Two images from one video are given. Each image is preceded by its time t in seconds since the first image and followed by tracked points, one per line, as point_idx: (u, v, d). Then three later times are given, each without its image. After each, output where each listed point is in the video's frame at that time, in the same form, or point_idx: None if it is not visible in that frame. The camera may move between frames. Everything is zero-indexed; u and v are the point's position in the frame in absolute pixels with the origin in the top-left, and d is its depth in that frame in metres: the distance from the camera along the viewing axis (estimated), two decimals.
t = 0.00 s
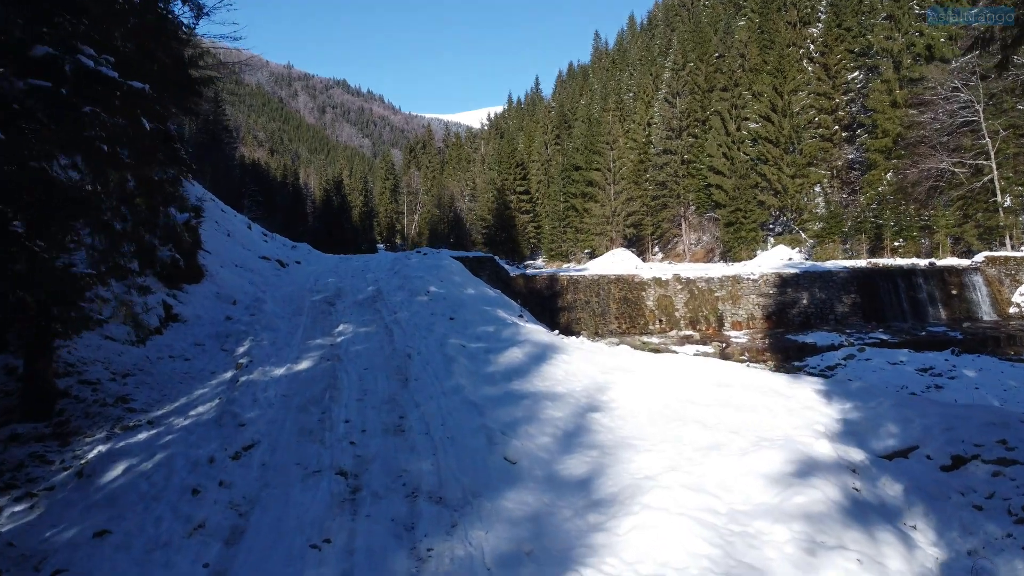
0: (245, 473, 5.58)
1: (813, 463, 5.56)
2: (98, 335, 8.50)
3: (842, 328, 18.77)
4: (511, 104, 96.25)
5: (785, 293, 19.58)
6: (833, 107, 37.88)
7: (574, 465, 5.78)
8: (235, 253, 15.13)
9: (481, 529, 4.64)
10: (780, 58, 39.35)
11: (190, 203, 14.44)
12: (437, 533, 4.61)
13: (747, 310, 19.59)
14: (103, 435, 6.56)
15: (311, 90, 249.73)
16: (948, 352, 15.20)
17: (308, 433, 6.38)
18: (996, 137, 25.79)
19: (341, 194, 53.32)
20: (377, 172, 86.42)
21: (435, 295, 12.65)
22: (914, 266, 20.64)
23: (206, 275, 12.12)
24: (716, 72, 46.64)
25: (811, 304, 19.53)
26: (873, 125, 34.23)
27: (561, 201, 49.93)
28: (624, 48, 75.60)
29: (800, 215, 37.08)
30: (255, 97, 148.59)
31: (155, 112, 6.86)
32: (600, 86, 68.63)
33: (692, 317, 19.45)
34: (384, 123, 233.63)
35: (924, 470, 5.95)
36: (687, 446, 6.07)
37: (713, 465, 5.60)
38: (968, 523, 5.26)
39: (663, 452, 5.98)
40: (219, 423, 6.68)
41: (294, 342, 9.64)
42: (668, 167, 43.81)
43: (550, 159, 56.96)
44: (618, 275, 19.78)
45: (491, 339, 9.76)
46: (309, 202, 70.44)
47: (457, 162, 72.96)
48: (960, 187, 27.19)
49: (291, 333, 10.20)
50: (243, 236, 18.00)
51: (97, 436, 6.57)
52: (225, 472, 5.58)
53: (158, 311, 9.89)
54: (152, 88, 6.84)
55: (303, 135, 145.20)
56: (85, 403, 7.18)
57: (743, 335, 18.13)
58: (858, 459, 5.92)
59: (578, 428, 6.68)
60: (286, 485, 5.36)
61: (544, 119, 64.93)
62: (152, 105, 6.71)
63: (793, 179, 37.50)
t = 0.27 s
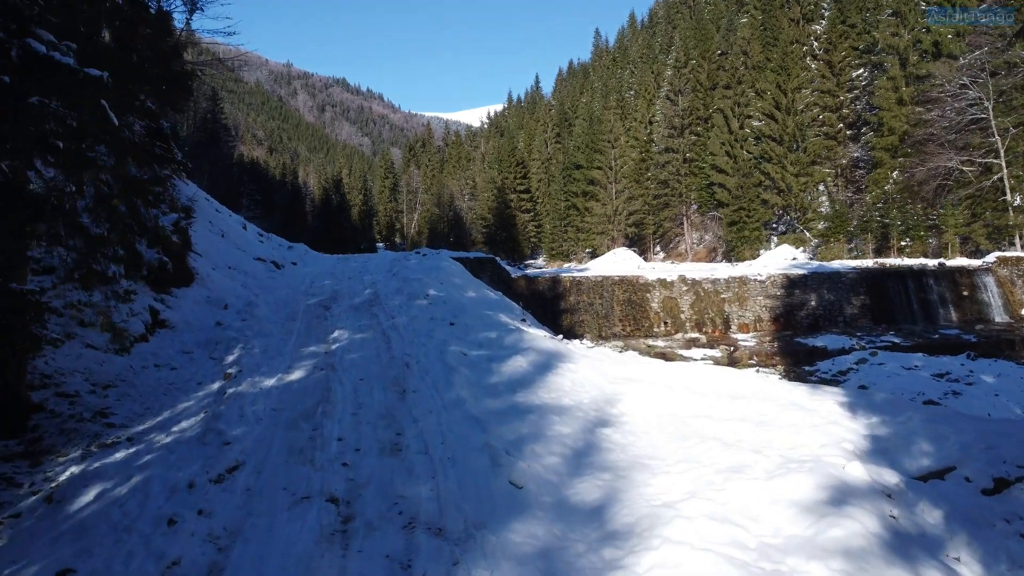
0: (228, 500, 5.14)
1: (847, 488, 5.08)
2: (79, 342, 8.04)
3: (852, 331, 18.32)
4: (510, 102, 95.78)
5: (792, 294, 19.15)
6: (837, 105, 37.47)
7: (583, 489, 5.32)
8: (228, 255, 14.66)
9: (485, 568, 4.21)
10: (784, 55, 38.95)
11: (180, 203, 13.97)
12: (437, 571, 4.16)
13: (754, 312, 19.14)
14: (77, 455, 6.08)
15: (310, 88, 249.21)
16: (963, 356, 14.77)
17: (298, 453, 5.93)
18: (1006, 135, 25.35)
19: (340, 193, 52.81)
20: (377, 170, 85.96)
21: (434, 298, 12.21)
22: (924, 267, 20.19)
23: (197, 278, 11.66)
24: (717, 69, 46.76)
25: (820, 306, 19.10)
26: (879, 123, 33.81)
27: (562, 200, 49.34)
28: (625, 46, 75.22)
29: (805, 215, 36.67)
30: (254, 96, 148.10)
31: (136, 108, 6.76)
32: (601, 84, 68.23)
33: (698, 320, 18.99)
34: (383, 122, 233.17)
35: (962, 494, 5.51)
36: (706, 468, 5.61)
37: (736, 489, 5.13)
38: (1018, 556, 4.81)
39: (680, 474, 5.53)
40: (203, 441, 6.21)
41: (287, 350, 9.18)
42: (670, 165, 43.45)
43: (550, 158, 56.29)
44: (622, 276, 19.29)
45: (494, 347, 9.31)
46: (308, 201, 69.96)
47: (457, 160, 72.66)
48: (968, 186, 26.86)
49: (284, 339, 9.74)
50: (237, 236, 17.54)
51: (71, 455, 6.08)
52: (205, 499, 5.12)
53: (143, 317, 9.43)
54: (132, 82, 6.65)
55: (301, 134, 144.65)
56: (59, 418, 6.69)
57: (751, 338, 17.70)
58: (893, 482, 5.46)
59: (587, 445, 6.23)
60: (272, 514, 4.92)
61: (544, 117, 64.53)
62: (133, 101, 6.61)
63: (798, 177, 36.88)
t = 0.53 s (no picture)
0: (205, 534, 4.67)
1: (887, 518, 4.62)
2: (59, 351, 7.57)
3: (862, 334, 17.86)
4: (510, 101, 95.27)
5: (801, 296, 18.70)
6: (841, 103, 37.00)
7: (596, 520, 4.86)
8: (219, 257, 14.16)
9: None
10: (788, 53, 38.57)
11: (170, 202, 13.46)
12: None
13: (762, 315, 18.67)
14: (46, 477, 5.60)
15: (309, 87, 248.69)
16: (980, 361, 14.31)
17: (284, 477, 5.46)
18: (1016, 133, 24.88)
19: (339, 192, 52.32)
20: (376, 169, 85.45)
21: (433, 302, 11.74)
22: (935, 268, 19.71)
23: (186, 282, 11.16)
24: (720, 67, 46.34)
25: (828, 309, 18.64)
26: (884, 121, 33.36)
27: (562, 199, 48.70)
28: (625, 45, 74.78)
29: (809, 214, 36.22)
30: (252, 95, 147.60)
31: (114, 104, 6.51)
32: (601, 82, 67.79)
33: (704, 322, 18.52)
34: (382, 121, 232.68)
35: (1009, 523, 5.05)
36: (729, 494, 5.14)
37: (764, 521, 4.67)
38: None
39: (700, 502, 5.07)
40: (182, 463, 5.74)
41: (278, 359, 8.69)
42: (672, 164, 42.99)
43: (550, 157, 55.78)
44: (626, 278, 18.81)
45: (496, 355, 8.84)
46: (307, 200, 69.45)
47: (457, 159, 72.23)
48: (977, 185, 26.39)
49: (275, 348, 9.25)
50: (231, 238, 17.08)
51: (40, 479, 5.60)
52: (180, 532, 4.66)
53: (127, 325, 8.97)
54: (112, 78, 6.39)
55: (300, 133, 144.06)
56: (30, 435, 6.22)
57: (759, 341, 17.24)
58: (934, 510, 4.99)
59: (598, 466, 5.76)
60: (253, 550, 4.46)
61: (544, 116, 64.10)
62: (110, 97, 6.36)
63: (802, 176, 36.52)
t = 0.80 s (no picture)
0: (175, 574, 4.21)
1: (935, 557, 4.15)
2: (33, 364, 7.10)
3: (872, 338, 17.39)
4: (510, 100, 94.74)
5: (809, 299, 18.22)
6: (846, 101, 36.40)
7: (610, 557, 4.39)
8: (211, 259, 13.71)
9: None
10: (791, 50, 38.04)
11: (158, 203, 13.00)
12: None
13: (770, 318, 18.21)
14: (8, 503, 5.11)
15: (309, 87, 248.18)
16: (996, 366, 13.84)
17: (267, 507, 4.99)
18: None
19: (338, 191, 51.80)
20: (375, 168, 84.93)
21: (432, 307, 11.27)
22: (946, 270, 19.27)
23: (174, 286, 10.69)
24: (722, 65, 45.85)
25: (838, 311, 18.17)
26: (891, 119, 32.92)
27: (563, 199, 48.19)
28: (626, 43, 74.34)
29: (813, 214, 35.76)
30: (252, 94, 147.18)
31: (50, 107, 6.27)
32: (602, 81, 67.34)
33: (710, 326, 18.04)
34: (382, 120, 232.25)
35: None
36: (755, 527, 4.67)
37: (797, 560, 4.20)
38: None
39: (725, 536, 4.60)
40: (158, 490, 5.27)
41: (267, 370, 8.22)
42: (674, 164, 42.44)
43: (550, 156, 55.31)
44: (630, 280, 18.32)
45: (497, 366, 8.38)
46: (305, 200, 68.95)
47: (456, 158, 71.71)
48: (986, 184, 25.62)
49: (265, 358, 8.77)
50: (224, 239, 16.60)
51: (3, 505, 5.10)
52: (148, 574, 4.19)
53: (109, 333, 8.50)
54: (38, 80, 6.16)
55: (300, 132, 143.53)
56: None
57: (767, 345, 16.78)
58: (984, 545, 4.50)
59: (610, 492, 5.29)
60: None
61: (544, 114, 63.65)
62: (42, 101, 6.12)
63: (806, 175, 36.09)
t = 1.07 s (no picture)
0: None
1: None
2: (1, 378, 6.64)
3: (883, 342, 16.92)
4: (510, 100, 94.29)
5: (818, 302, 17.75)
6: (850, 100, 36.27)
7: None
8: (202, 262, 13.24)
9: None
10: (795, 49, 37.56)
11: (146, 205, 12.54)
12: None
13: (777, 322, 17.74)
14: None
15: (309, 87, 247.73)
16: (1015, 373, 13.37)
17: (247, 543, 4.53)
18: None
19: (337, 191, 51.32)
20: (375, 168, 84.48)
21: (430, 313, 10.80)
22: (957, 272, 18.84)
23: (160, 292, 10.22)
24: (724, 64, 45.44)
25: (847, 315, 17.70)
26: (897, 118, 32.46)
27: (564, 199, 47.69)
28: (626, 42, 73.95)
29: (818, 214, 35.29)
30: (251, 93, 146.76)
31: None
32: (602, 80, 66.93)
33: (717, 329, 17.56)
34: (382, 120, 231.79)
35: None
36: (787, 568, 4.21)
37: None
38: None
39: None
40: (128, 523, 4.80)
41: (255, 383, 7.74)
42: (677, 163, 42.21)
43: (550, 156, 54.85)
44: (635, 283, 17.85)
45: (499, 377, 7.93)
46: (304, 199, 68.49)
47: (456, 157, 71.22)
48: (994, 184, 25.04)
49: (254, 369, 8.29)
50: (217, 241, 16.15)
51: None
52: None
53: (89, 343, 8.03)
54: None
55: (299, 131, 143.06)
56: None
57: (776, 350, 16.32)
58: None
59: (623, 523, 4.83)
60: None
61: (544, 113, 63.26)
62: None
63: (810, 175, 35.54)
